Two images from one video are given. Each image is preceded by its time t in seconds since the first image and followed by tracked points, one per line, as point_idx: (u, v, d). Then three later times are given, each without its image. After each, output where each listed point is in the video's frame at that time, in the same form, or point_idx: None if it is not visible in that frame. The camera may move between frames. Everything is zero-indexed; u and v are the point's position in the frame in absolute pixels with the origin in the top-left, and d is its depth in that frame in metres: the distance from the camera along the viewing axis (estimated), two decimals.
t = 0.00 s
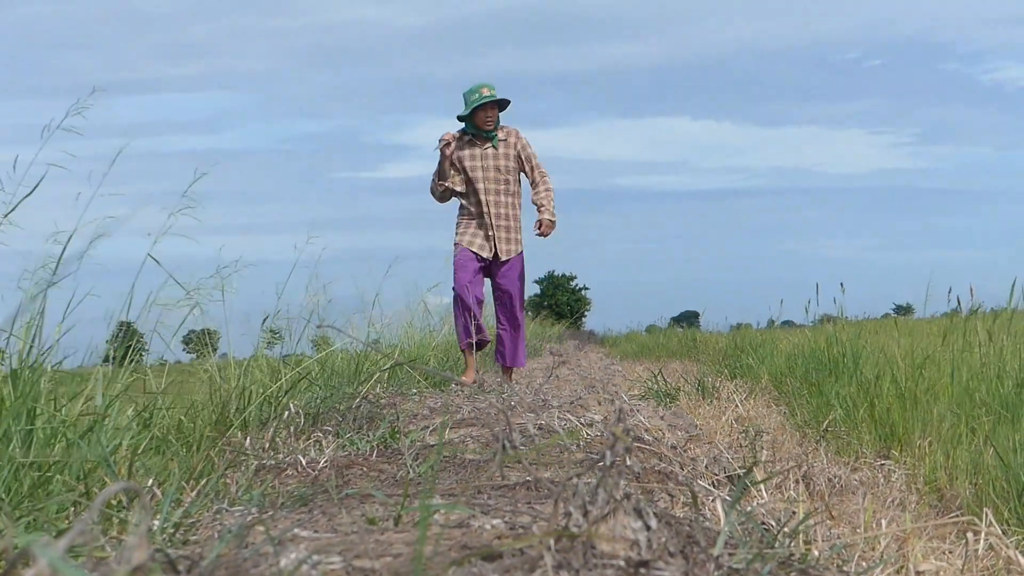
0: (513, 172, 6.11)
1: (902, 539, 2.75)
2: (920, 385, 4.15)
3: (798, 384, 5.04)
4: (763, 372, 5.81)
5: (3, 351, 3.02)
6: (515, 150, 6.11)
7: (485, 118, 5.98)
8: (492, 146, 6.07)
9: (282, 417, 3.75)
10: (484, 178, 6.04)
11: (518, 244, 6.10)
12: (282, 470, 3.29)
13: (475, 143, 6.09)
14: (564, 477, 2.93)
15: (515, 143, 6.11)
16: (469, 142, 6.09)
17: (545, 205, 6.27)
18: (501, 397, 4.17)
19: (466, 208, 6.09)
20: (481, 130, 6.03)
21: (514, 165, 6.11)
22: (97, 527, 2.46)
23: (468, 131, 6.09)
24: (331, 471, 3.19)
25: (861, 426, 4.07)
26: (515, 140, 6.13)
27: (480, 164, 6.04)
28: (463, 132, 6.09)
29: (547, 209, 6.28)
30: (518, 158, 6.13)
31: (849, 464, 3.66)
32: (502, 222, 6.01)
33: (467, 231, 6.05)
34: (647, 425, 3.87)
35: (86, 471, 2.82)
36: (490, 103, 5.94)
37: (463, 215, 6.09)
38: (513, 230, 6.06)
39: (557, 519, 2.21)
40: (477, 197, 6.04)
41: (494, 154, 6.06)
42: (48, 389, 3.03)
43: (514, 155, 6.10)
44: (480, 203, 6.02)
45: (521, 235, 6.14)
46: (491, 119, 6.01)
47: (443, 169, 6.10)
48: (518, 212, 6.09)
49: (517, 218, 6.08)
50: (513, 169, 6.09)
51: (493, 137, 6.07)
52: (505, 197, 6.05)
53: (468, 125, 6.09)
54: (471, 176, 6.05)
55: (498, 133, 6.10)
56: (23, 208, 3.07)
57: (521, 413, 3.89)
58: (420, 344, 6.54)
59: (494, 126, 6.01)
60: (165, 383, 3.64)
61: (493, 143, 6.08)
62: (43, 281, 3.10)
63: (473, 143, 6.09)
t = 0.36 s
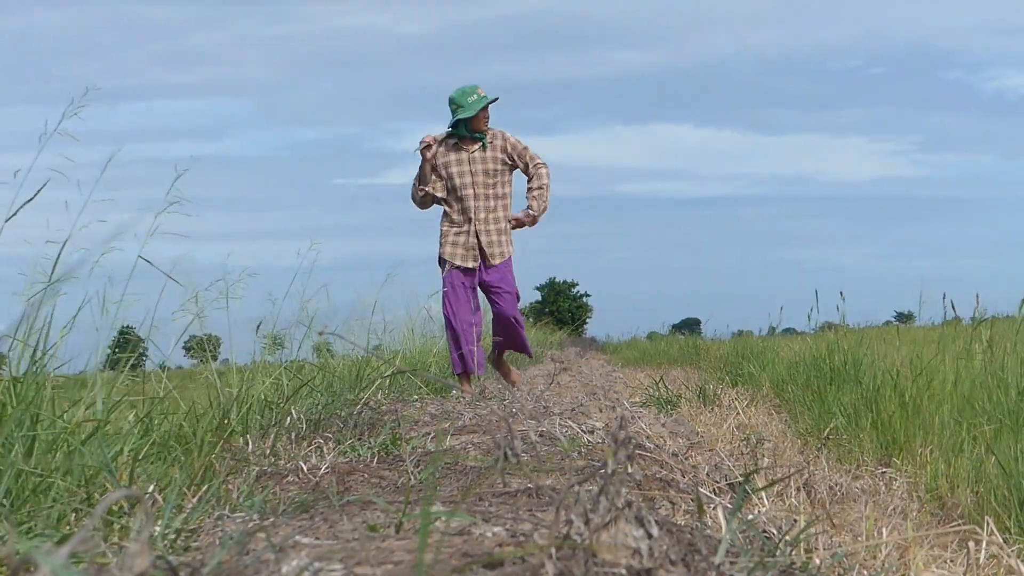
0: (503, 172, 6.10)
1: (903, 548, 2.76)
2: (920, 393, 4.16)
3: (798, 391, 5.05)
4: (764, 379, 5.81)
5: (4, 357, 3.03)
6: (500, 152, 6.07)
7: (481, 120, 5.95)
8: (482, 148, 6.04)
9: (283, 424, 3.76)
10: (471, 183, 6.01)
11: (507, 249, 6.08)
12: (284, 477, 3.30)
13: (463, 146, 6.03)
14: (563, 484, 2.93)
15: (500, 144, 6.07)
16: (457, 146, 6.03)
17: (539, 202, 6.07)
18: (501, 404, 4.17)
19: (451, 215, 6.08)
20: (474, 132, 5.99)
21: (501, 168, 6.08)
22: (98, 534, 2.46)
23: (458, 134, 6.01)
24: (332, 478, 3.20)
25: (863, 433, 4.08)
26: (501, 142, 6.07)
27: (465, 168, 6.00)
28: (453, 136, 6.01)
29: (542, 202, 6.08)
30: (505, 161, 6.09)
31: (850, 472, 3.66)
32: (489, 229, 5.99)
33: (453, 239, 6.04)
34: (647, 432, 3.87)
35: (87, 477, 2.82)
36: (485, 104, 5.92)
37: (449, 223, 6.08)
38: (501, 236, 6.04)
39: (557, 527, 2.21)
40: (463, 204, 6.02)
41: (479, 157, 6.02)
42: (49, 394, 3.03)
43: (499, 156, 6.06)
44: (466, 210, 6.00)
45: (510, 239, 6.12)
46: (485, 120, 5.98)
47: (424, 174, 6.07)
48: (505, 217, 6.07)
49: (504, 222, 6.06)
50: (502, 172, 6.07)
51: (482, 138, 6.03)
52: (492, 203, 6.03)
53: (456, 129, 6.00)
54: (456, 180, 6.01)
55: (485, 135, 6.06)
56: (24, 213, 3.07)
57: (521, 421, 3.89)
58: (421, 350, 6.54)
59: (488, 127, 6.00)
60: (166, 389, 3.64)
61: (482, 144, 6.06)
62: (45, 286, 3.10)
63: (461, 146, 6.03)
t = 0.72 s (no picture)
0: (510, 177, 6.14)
1: (904, 555, 2.76)
2: (922, 400, 4.15)
3: (801, 398, 5.05)
4: (766, 385, 5.80)
5: (6, 364, 3.03)
6: (506, 156, 6.12)
7: (479, 125, 5.95)
8: (489, 152, 6.04)
9: (285, 432, 3.76)
10: (482, 188, 5.99)
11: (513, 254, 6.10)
12: (285, 484, 3.30)
13: (469, 148, 6.02)
14: (565, 491, 2.93)
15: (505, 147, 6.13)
16: (462, 148, 6.02)
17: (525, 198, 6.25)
18: (504, 411, 4.17)
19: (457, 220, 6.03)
20: (476, 137, 6.00)
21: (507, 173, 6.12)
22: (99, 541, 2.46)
23: (461, 137, 6.03)
24: (334, 484, 3.20)
25: (865, 440, 4.07)
26: (510, 146, 6.14)
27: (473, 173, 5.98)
28: (457, 138, 6.03)
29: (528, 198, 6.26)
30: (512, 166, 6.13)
31: (852, 479, 3.66)
32: (500, 233, 6.00)
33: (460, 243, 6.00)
34: (648, 438, 3.87)
35: (89, 484, 2.82)
36: (486, 109, 5.89)
37: (455, 227, 6.02)
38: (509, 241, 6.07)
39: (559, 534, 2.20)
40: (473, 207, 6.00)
41: (487, 162, 6.01)
42: (52, 402, 3.04)
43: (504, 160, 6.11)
44: (476, 215, 5.98)
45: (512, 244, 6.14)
46: (486, 125, 5.96)
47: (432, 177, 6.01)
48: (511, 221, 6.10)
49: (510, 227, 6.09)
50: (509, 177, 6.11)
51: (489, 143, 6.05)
52: (502, 208, 6.05)
53: (461, 131, 6.03)
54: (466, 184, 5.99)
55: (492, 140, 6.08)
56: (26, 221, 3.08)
57: (523, 427, 3.89)
58: (423, 357, 6.55)
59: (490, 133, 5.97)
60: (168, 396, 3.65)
61: (489, 149, 6.05)
62: (47, 293, 3.11)
63: (466, 150, 6.02)
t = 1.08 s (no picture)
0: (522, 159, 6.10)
1: (906, 558, 2.76)
2: (924, 403, 4.15)
3: (802, 401, 5.05)
4: (767, 389, 5.80)
5: (5, 368, 3.03)
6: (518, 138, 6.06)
7: (480, 108, 5.89)
8: (498, 134, 6.01)
9: (287, 436, 3.77)
10: (493, 171, 5.98)
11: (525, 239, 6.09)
12: (287, 488, 3.30)
13: (477, 132, 6.00)
14: (567, 495, 2.93)
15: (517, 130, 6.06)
16: (471, 133, 6.00)
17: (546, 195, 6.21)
18: (505, 415, 4.17)
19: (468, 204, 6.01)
20: (481, 120, 5.96)
21: (519, 156, 6.09)
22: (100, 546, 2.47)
23: (469, 122, 6.01)
24: (335, 488, 3.20)
25: (866, 443, 4.08)
26: (522, 127, 6.08)
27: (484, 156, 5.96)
28: (464, 122, 6.01)
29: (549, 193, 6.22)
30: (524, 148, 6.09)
31: (853, 482, 3.66)
32: (513, 218, 5.99)
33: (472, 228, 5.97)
34: (651, 442, 3.88)
35: (91, 488, 2.82)
36: (488, 92, 5.84)
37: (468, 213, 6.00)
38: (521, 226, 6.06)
39: (560, 538, 2.20)
40: (485, 192, 5.98)
41: (497, 145, 5.99)
42: (53, 406, 3.04)
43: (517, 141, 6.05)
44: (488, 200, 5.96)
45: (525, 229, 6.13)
46: (491, 108, 5.92)
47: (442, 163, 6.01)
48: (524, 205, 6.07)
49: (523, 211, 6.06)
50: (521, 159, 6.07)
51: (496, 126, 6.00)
52: (514, 190, 6.03)
53: (468, 115, 6.00)
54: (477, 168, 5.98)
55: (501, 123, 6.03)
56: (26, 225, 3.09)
57: (524, 432, 3.89)
58: (424, 361, 6.55)
59: (495, 116, 5.92)
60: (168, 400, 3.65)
61: (498, 132, 6.01)
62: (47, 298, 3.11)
63: (475, 134, 6.01)
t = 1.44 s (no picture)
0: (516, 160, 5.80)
1: (905, 559, 2.77)
2: (923, 404, 4.16)
3: (801, 403, 5.05)
4: (767, 391, 5.80)
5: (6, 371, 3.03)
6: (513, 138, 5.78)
7: (468, 105, 5.69)
8: (488, 134, 5.75)
9: (285, 438, 3.77)
10: (483, 173, 5.71)
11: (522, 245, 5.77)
12: (286, 491, 3.31)
13: (468, 132, 5.76)
14: (565, 496, 2.94)
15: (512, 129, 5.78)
16: (460, 132, 5.76)
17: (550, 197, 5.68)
18: (504, 417, 4.18)
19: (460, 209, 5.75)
20: (470, 117, 5.72)
21: (513, 157, 5.79)
22: (99, 549, 2.46)
23: (460, 121, 5.78)
24: (334, 491, 3.20)
25: (865, 444, 4.09)
26: (515, 128, 5.80)
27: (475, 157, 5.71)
28: (454, 121, 5.79)
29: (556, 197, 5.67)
30: (518, 149, 5.79)
31: (853, 483, 3.66)
32: (503, 223, 5.69)
33: (464, 235, 5.71)
34: (648, 444, 3.88)
35: (91, 491, 2.82)
36: (471, 87, 5.63)
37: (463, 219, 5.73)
38: (515, 231, 5.74)
39: (560, 541, 2.20)
40: (474, 196, 5.70)
41: (489, 146, 5.73)
42: (53, 410, 3.04)
43: (512, 142, 5.77)
44: (480, 203, 5.68)
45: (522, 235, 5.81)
46: (477, 104, 5.70)
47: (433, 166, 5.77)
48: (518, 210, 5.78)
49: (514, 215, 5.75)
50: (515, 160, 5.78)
51: (487, 124, 5.74)
52: (507, 192, 5.73)
53: (459, 114, 5.79)
54: (468, 170, 5.71)
55: (492, 120, 5.77)
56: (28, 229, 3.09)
57: (523, 433, 3.90)
58: (423, 363, 6.54)
59: (482, 113, 5.67)
60: (167, 403, 3.65)
61: (489, 131, 5.75)
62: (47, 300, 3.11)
63: (466, 133, 5.76)
